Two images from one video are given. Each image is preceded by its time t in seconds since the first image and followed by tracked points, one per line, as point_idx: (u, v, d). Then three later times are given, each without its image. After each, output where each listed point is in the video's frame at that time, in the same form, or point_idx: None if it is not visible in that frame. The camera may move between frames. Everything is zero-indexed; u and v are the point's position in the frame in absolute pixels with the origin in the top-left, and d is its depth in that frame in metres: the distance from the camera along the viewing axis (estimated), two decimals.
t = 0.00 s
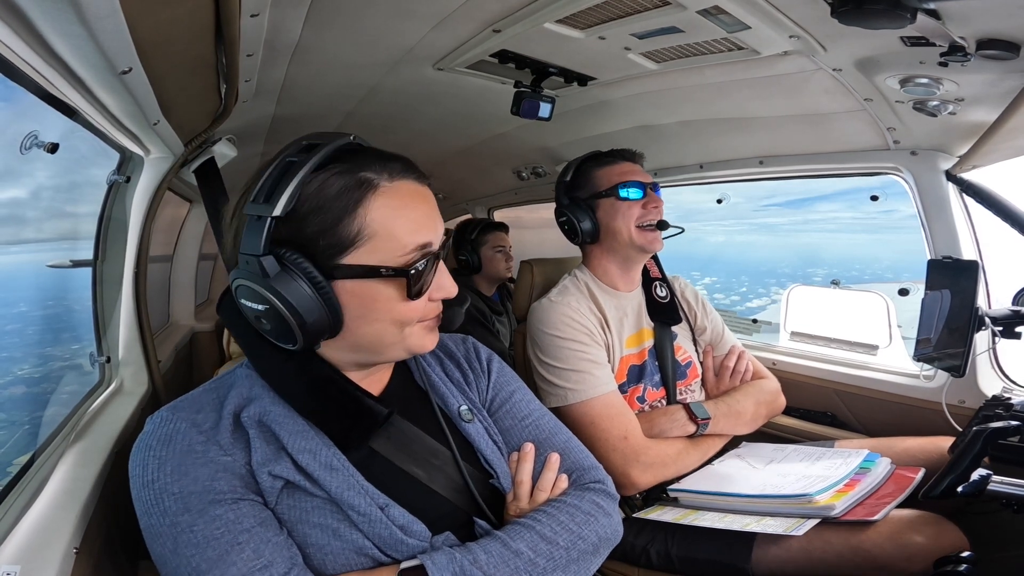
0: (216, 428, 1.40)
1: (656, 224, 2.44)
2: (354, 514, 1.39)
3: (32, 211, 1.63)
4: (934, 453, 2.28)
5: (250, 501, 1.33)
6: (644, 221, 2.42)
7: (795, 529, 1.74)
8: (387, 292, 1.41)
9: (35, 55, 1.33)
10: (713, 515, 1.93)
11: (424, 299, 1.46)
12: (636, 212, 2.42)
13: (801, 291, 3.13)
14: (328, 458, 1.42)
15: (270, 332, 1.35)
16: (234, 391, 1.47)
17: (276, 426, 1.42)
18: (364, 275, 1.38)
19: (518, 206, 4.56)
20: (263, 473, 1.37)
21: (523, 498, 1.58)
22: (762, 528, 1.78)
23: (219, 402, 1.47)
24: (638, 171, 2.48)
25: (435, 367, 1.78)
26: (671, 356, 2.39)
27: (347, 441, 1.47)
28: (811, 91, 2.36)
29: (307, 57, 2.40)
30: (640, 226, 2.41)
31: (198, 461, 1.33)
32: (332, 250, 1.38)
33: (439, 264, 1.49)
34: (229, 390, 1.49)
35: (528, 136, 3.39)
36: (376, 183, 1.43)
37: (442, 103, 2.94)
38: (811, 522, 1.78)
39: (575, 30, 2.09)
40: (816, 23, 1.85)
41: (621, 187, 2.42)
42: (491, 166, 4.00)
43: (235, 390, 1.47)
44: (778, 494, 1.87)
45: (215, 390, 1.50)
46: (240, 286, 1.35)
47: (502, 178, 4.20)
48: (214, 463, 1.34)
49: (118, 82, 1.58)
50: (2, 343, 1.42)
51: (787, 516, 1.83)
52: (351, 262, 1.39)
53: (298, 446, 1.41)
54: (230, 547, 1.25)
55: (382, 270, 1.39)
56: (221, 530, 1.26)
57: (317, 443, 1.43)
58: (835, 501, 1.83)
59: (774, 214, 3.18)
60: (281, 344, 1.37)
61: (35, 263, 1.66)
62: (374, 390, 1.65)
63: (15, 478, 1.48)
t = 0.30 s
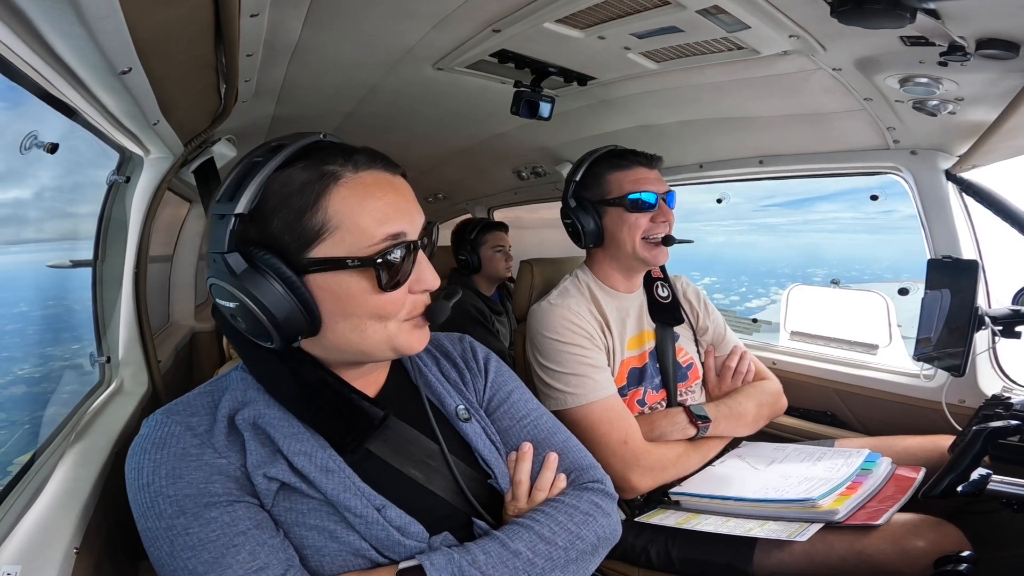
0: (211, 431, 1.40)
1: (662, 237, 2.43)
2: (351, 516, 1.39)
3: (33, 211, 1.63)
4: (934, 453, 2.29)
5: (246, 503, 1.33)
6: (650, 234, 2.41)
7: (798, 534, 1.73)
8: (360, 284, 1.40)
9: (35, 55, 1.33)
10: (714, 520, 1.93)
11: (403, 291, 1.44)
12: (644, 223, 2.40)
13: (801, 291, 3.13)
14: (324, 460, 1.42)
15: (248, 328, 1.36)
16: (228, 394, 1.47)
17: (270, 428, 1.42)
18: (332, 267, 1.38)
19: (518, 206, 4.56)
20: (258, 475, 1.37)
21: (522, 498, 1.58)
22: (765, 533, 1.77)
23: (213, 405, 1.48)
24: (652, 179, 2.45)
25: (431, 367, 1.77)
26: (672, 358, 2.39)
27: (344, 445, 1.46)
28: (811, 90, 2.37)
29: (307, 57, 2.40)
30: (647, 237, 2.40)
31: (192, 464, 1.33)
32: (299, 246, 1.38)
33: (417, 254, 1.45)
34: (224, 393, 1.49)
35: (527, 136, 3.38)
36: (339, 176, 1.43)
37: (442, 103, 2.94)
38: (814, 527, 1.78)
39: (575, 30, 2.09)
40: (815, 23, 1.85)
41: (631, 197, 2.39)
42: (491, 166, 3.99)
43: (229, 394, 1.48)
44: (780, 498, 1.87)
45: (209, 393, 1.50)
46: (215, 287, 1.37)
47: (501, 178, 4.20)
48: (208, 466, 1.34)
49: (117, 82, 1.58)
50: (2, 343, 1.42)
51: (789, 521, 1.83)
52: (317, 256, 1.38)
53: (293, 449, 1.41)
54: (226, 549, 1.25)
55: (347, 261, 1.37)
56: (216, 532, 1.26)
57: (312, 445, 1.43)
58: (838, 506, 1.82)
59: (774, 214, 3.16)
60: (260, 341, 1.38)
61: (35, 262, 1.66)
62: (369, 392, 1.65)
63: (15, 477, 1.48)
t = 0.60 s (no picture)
0: (214, 428, 1.40)
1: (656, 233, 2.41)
2: (352, 513, 1.39)
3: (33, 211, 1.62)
4: (934, 452, 2.28)
5: (248, 500, 1.32)
6: (643, 230, 2.40)
7: (792, 526, 1.74)
8: (349, 265, 1.40)
9: (34, 55, 1.33)
10: (710, 514, 1.93)
11: (394, 276, 1.43)
12: (636, 218, 2.40)
13: (800, 291, 3.14)
14: (326, 458, 1.42)
15: (240, 307, 1.37)
16: (231, 392, 1.48)
17: (273, 426, 1.42)
18: (323, 248, 1.38)
19: (518, 205, 4.56)
20: (261, 472, 1.36)
21: (522, 497, 1.58)
22: (759, 526, 1.78)
23: (216, 403, 1.47)
24: (645, 175, 2.45)
25: (432, 365, 1.78)
26: (672, 357, 2.39)
27: (346, 443, 1.47)
28: (810, 90, 2.37)
29: (307, 57, 2.39)
30: (641, 233, 2.40)
31: (195, 461, 1.33)
32: (293, 229, 1.39)
33: (411, 241, 1.46)
34: (227, 391, 1.50)
35: (527, 135, 3.38)
36: (337, 165, 1.46)
37: (442, 103, 2.94)
38: (807, 519, 1.77)
39: (575, 30, 2.09)
40: (815, 22, 1.85)
41: (621, 192, 2.40)
42: (491, 165, 3.99)
43: (232, 392, 1.48)
44: (774, 492, 1.87)
45: (212, 391, 1.50)
46: (215, 269, 1.39)
47: (501, 178, 4.20)
48: (210, 464, 1.34)
49: (117, 82, 1.58)
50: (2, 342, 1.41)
51: (783, 514, 1.83)
52: (309, 238, 1.39)
53: (296, 446, 1.41)
54: (228, 547, 1.24)
55: (335, 238, 1.38)
56: (218, 529, 1.26)
57: (315, 443, 1.43)
58: (831, 499, 1.82)
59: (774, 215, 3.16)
60: (256, 323, 1.39)
61: (35, 262, 1.65)
62: (373, 389, 1.65)
63: (15, 477, 1.48)
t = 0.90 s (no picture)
0: (211, 422, 1.40)
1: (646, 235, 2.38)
2: (348, 504, 1.39)
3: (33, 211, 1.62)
4: (935, 452, 2.28)
5: (244, 492, 1.32)
6: (633, 231, 2.38)
7: (796, 532, 1.74)
8: (328, 250, 1.41)
9: (35, 56, 1.33)
10: (713, 517, 1.94)
11: (372, 263, 1.43)
12: (625, 220, 2.39)
13: (800, 291, 3.13)
14: (322, 450, 1.43)
15: (232, 285, 1.43)
16: (229, 387, 1.48)
17: (271, 420, 1.43)
18: (308, 235, 1.41)
19: (517, 205, 4.56)
20: (257, 464, 1.36)
21: (519, 494, 1.59)
22: (763, 531, 1.78)
23: (215, 398, 1.47)
24: (635, 176, 2.44)
25: (427, 362, 1.77)
26: (672, 357, 2.39)
27: (342, 434, 1.47)
28: (810, 89, 2.37)
29: (307, 57, 2.39)
30: (630, 235, 2.38)
31: (192, 454, 1.33)
32: (286, 215, 1.43)
33: (393, 232, 1.46)
34: (225, 386, 1.50)
35: (527, 135, 3.38)
36: (335, 159, 1.50)
37: (442, 103, 2.94)
38: (812, 524, 1.79)
39: (575, 30, 2.09)
40: (814, 22, 1.85)
41: (609, 193, 2.40)
42: (490, 166, 3.99)
43: (230, 387, 1.48)
44: (779, 497, 1.88)
45: (210, 387, 1.50)
46: (214, 250, 1.44)
47: (501, 178, 4.20)
48: (207, 456, 1.34)
49: (117, 83, 1.58)
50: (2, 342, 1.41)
51: (787, 519, 1.84)
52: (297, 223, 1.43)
53: (293, 439, 1.41)
54: (223, 538, 1.24)
55: (312, 224, 1.41)
56: (214, 521, 1.26)
57: (311, 436, 1.44)
58: (836, 504, 1.83)
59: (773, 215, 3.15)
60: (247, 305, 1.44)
61: (35, 262, 1.65)
62: (370, 384, 1.66)
63: (15, 478, 1.47)
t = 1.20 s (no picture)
0: (214, 419, 1.40)
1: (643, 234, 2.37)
2: (349, 503, 1.39)
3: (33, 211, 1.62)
4: (935, 452, 2.28)
5: (246, 490, 1.32)
6: (630, 231, 2.38)
7: (795, 533, 1.74)
8: (307, 240, 1.43)
9: (34, 56, 1.33)
10: (713, 518, 1.94)
11: (350, 254, 1.42)
12: (622, 220, 2.39)
13: (800, 291, 3.13)
14: (324, 448, 1.43)
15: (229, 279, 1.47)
16: (231, 385, 1.48)
17: (272, 418, 1.43)
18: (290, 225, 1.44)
19: (518, 205, 4.56)
20: (259, 462, 1.36)
21: (520, 494, 1.59)
22: (762, 531, 1.78)
23: (216, 396, 1.47)
24: (633, 176, 2.43)
25: (429, 361, 1.77)
26: (672, 357, 2.39)
27: (343, 431, 1.46)
28: (810, 89, 2.36)
29: (307, 57, 2.39)
30: (627, 234, 2.38)
31: (195, 451, 1.33)
32: (277, 209, 1.47)
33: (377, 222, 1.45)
34: (227, 384, 1.50)
35: (527, 135, 3.38)
36: (326, 155, 1.53)
37: (442, 103, 2.94)
38: (812, 525, 1.79)
39: (574, 30, 2.09)
40: (814, 21, 1.85)
41: (606, 193, 2.40)
42: (491, 165, 3.99)
43: (232, 385, 1.48)
44: (779, 497, 1.88)
45: (212, 385, 1.50)
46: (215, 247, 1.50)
47: (501, 177, 4.20)
48: (209, 454, 1.34)
49: (117, 82, 1.58)
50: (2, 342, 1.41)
51: (787, 519, 1.84)
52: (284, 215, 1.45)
53: (294, 437, 1.41)
54: (225, 535, 1.24)
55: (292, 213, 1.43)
56: (216, 519, 1.25)
57: (313, 434, 1.44)
58: (836, 505, 1.83)
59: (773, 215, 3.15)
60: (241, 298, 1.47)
61: (35, 262, 1.65)
62: (372, 381, 1.67)
63: (16, 478, 1.47)
